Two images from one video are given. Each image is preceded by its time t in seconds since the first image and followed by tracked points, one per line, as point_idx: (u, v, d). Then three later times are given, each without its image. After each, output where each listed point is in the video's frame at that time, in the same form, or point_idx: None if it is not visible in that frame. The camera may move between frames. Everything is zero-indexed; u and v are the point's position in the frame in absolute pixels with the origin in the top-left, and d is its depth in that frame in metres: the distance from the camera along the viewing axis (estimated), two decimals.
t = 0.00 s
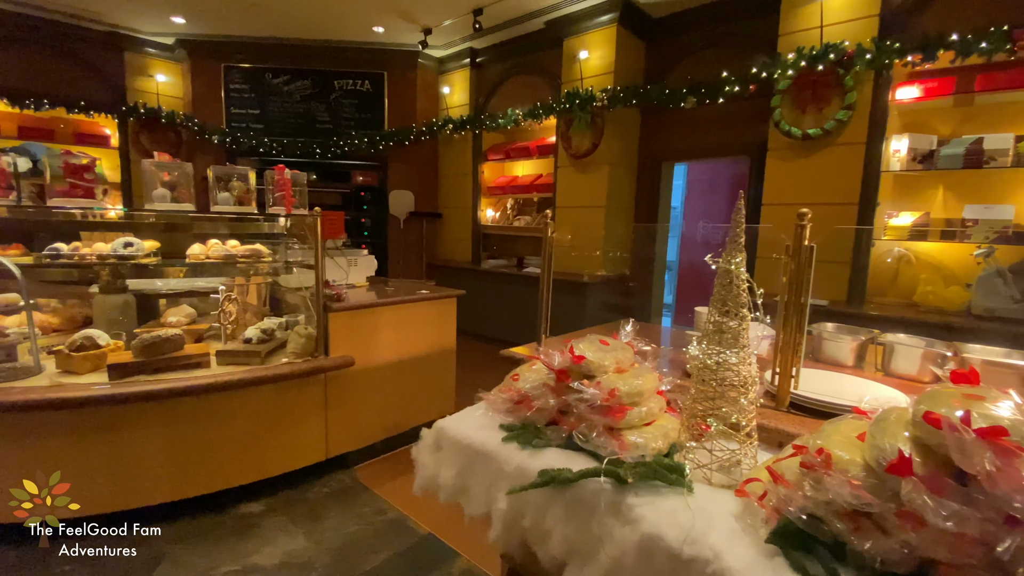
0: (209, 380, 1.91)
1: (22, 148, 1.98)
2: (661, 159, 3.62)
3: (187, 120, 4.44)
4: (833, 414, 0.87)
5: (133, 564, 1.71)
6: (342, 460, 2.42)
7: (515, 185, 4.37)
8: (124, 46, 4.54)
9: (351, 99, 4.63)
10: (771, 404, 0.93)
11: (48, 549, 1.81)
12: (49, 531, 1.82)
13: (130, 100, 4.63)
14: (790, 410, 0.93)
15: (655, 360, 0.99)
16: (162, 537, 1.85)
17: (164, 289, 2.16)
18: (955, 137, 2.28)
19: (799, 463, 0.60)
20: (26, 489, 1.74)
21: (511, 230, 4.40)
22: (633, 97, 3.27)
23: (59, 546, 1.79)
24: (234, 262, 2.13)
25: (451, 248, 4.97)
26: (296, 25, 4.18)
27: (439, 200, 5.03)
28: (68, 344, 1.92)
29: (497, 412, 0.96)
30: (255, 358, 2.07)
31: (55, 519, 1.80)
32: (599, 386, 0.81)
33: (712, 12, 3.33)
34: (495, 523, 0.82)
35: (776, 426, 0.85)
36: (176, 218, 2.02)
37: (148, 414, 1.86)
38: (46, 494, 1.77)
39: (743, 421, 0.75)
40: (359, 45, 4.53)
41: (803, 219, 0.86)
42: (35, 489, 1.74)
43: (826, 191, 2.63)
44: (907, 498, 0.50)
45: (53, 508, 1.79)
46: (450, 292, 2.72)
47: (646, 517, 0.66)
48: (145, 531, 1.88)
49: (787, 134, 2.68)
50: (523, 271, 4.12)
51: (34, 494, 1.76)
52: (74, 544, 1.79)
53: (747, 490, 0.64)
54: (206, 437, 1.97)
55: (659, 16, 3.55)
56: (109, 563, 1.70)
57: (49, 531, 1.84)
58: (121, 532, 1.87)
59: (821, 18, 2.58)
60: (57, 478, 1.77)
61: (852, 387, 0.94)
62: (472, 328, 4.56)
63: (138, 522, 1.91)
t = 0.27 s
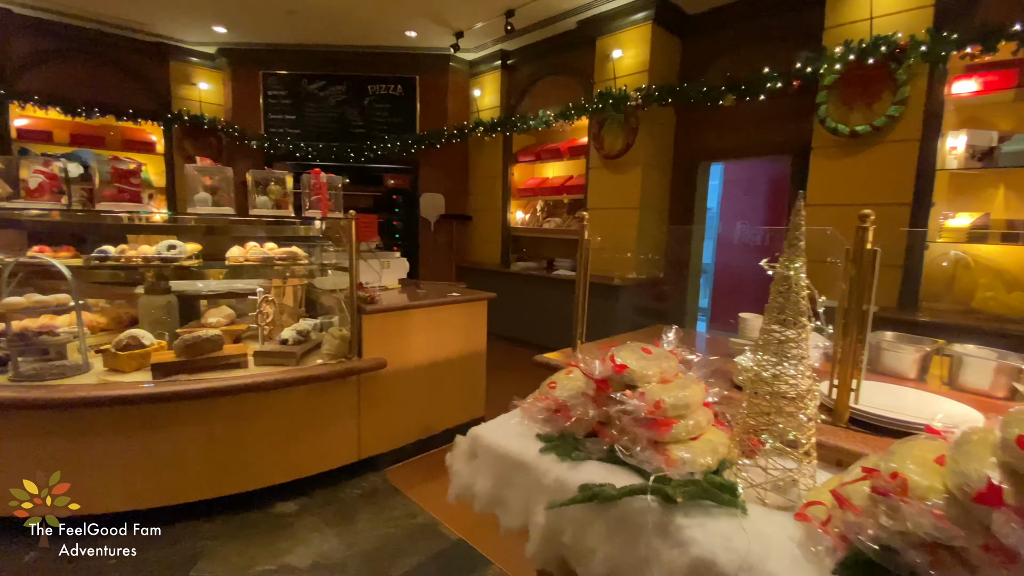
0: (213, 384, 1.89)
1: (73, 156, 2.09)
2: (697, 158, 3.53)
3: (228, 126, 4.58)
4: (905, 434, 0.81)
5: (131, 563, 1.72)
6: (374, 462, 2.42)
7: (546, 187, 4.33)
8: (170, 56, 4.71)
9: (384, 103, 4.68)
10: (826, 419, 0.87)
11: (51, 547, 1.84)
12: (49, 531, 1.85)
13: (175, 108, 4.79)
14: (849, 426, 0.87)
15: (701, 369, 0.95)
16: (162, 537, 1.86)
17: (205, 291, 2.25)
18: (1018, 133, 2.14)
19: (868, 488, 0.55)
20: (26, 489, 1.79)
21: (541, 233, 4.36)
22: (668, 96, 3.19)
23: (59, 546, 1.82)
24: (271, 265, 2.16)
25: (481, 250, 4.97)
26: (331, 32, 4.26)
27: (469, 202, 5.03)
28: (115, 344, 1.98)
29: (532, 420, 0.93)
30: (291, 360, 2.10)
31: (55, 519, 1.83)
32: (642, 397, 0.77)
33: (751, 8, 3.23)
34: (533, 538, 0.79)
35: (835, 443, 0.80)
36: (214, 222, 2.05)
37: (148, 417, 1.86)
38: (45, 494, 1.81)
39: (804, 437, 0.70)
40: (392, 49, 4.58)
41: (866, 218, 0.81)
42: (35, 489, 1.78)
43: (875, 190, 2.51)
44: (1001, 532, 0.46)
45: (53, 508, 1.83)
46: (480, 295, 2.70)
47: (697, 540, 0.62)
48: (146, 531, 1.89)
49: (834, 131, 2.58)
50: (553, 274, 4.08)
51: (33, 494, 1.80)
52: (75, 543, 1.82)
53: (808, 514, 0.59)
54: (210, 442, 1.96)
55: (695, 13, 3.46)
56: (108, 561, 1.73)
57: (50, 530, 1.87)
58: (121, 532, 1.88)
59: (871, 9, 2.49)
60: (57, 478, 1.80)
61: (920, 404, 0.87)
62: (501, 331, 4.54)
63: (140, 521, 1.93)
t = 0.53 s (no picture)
0: (233, 390, 1.89)
1: (123, 162, 2.13)
2: (738, 161, 3.41)
3: (269, 134, 4.71)
4: (1006, 465, 0.75)
5: (130, 563, 1.76)
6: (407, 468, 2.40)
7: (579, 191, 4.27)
8: (216, 65, 4.90)
9: (419, 109, 4.72)
10: (909, 446, 0.82)
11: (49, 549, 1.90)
12: (48, 532, 1.92)
13: (219, 115, 4.99)
14: (931, 454, 0.82)
15: (761, 387, 0.89)
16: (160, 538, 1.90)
17: (245, 293, 2.27)
18: None
19: (973, 531, 0.50)
20: (26, 489, 1.87)
21: (574, 237, 4.29)
22: (710, 97, 3.10)
23: (58, 547, 1.86)
24: (310, 269, 2.17)
25: (513, 255, 4.94)
26: (368, 39, 4.31)
27: (501, 206, 5.00)
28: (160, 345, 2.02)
29: (578, 437, 0.88)
30: (327, 363, 2.10)
31: (56, 520, 1.91)
32: (699, 418, 0.71)
33: (798, 5, 3.11)
34: (582, 564, 0.74)
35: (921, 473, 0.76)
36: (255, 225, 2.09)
37: (172, 420, 1.90)
38: (45, 494, 1.89)
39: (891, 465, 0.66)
40: (427, 56, 4.61)
41: (952, 223, 0.78)
42: (35, 489, 1.86)
43: (935, 194, 2.37)
44: None
45: (53, 508, 1.90)
46: (514, 300, 2.65)
47: None
48: (146, 530, 1.94)
49: (890, 132, 2.45)
50: (586, 279, 4.01)
51: (33, 495, 1.88)
52: (75, 543, 1.86)
53: (894, 556, 0.56)
54: (232, 446, 1.97)
55: (738, 11, 3.36)
56: (107, 561, 1.76)
57: (50, 531, 1.94)
58: (121, 531, 1.92)
59: (930, 2, 2.36)
60: (57, 478, 1.88)
61: (1013, 430, 0.82)
62: (533, 336, 4.49)
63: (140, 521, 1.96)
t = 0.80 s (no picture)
0: (268, 397, 1.89)
1: (170, 172, 2.21)
2: (783, 165, 3.28)
3: (307, 143, 4.82)
4: None
5: (130, 562, 1.81)
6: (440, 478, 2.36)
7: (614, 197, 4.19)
8: (257, 77, 5.04)
9: (452, 116, 4.73)
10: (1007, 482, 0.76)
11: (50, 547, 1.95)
12: (48, 532, 1.98)
13: (260, 126, 5.13)
14: None
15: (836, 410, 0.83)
16: (159, 538, 1.95)
17: (284, 300, 2.29)
18: None
19: None
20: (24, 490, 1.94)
21: (608, 244, 4.21)
22: (754, 98, 2.99)
23: (58, 546, 1.92)
24: (347, 276, 2.17)
25: (545, 262, 4.88)
26: (403, 48, 4.36)
27: (533, 213, 4.95)
28: (202, 351, 2.05)
29: (631, 460, 0.82)
30: (362, 371, 2.10)
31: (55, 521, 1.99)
32: (772, 447, 0.65)
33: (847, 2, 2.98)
34: None
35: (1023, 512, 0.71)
36: (295, 232, 2.12)
37: (209, 426, 1.92)
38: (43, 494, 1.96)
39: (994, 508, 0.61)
40: (461, 63, 4.62)
41: None
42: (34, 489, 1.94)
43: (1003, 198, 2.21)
44: None
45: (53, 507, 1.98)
46: (550, 309, 2.57)
47: None
48: (147, 530, 1.99)
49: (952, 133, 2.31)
50: (621, 287, 3.92)
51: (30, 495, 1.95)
52: (74, 543, 1.92)
53: None
54: (267, 454, 1.98)
55: (782, 10, 3.24)
56: (107, 560, 1.82)
57: (50, 531, 2.00)
58: (122, 531, 1.98)
59: None
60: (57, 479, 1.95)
61: None
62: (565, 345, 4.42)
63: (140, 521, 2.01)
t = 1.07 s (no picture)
0: (299, 408, 1.89)
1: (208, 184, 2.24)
2: (825, 167, 3.15)
3: (339, 153, 4.91)
4: None
5: (132, 562, 1.88)
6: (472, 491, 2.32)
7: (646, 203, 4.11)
8: (291, 91, 5.15)
9: (481, 125, 4.74)
10: None
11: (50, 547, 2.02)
12: (48, 532, 2.05)
13: (294, 138, 5.23)
14: None
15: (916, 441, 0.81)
16: (158, 538, 2.00)
17: (318, 309, 2.31)
18: None
19: None
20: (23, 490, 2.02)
21: (640, 251, 4.12)
22: (794, 100, 2.89)
23: (58, 546, 1.98)
24: (380, 286, 2.17)
25: (575, 269, 4.82)
26: (432, 58, 4.38)
27: (563, 220, 4.90)
28: (238, 361, 2.08)
29: (687, 490, 0.77)
30: (396, 382, 2.08)
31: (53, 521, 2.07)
32: (852, 483, 0.60)
33: None
34: None
35: None
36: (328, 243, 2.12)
37: (243, 437, 1.93)
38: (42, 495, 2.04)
39: None
40: (490, 71, 4.62)
41: None
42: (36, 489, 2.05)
43: None
44: None
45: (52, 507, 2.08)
46: (583, 319, 2.51)
47: None
48: (147, 530, 2.04)
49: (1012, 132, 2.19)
50: (654, 295, 3.82)
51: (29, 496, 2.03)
52: (75, 543, 1.98)
53: None
54: (301, 466, 1.97)
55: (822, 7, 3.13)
56: (109, 559, 1.89)
57: (50, 531, 2.07)
58: (122, 531, 2.04)
59: None
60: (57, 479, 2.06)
61: None
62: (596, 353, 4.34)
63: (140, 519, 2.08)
